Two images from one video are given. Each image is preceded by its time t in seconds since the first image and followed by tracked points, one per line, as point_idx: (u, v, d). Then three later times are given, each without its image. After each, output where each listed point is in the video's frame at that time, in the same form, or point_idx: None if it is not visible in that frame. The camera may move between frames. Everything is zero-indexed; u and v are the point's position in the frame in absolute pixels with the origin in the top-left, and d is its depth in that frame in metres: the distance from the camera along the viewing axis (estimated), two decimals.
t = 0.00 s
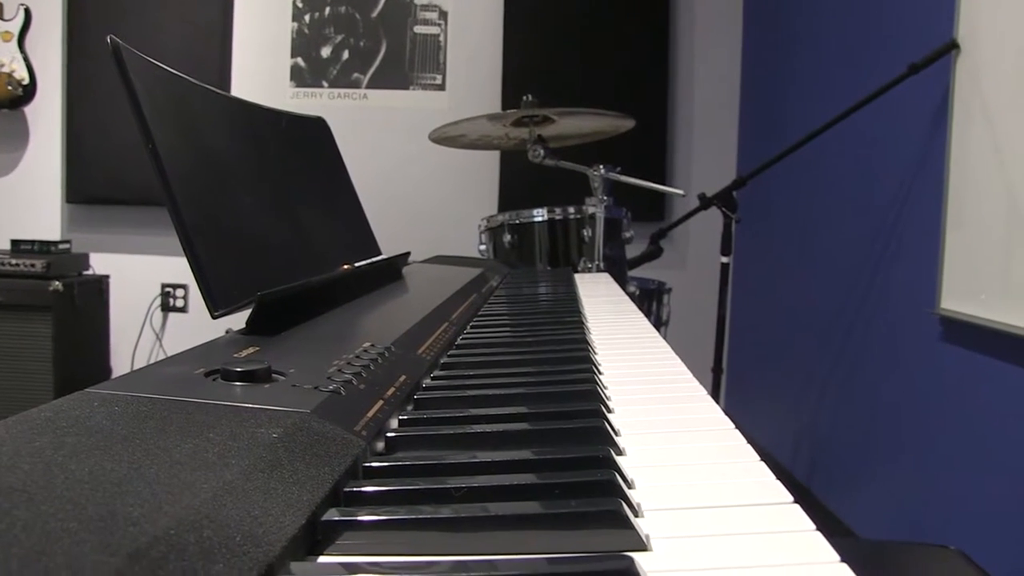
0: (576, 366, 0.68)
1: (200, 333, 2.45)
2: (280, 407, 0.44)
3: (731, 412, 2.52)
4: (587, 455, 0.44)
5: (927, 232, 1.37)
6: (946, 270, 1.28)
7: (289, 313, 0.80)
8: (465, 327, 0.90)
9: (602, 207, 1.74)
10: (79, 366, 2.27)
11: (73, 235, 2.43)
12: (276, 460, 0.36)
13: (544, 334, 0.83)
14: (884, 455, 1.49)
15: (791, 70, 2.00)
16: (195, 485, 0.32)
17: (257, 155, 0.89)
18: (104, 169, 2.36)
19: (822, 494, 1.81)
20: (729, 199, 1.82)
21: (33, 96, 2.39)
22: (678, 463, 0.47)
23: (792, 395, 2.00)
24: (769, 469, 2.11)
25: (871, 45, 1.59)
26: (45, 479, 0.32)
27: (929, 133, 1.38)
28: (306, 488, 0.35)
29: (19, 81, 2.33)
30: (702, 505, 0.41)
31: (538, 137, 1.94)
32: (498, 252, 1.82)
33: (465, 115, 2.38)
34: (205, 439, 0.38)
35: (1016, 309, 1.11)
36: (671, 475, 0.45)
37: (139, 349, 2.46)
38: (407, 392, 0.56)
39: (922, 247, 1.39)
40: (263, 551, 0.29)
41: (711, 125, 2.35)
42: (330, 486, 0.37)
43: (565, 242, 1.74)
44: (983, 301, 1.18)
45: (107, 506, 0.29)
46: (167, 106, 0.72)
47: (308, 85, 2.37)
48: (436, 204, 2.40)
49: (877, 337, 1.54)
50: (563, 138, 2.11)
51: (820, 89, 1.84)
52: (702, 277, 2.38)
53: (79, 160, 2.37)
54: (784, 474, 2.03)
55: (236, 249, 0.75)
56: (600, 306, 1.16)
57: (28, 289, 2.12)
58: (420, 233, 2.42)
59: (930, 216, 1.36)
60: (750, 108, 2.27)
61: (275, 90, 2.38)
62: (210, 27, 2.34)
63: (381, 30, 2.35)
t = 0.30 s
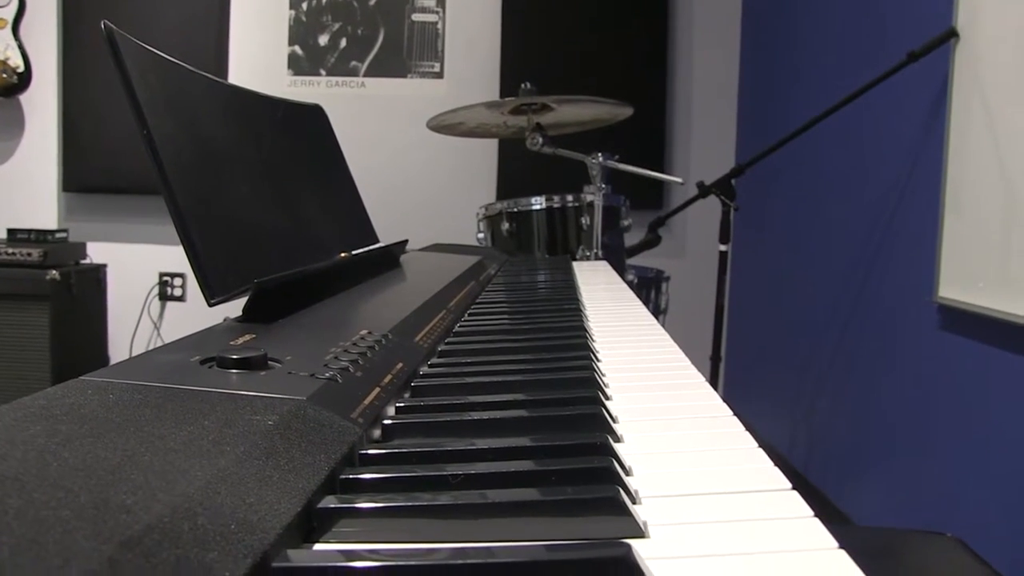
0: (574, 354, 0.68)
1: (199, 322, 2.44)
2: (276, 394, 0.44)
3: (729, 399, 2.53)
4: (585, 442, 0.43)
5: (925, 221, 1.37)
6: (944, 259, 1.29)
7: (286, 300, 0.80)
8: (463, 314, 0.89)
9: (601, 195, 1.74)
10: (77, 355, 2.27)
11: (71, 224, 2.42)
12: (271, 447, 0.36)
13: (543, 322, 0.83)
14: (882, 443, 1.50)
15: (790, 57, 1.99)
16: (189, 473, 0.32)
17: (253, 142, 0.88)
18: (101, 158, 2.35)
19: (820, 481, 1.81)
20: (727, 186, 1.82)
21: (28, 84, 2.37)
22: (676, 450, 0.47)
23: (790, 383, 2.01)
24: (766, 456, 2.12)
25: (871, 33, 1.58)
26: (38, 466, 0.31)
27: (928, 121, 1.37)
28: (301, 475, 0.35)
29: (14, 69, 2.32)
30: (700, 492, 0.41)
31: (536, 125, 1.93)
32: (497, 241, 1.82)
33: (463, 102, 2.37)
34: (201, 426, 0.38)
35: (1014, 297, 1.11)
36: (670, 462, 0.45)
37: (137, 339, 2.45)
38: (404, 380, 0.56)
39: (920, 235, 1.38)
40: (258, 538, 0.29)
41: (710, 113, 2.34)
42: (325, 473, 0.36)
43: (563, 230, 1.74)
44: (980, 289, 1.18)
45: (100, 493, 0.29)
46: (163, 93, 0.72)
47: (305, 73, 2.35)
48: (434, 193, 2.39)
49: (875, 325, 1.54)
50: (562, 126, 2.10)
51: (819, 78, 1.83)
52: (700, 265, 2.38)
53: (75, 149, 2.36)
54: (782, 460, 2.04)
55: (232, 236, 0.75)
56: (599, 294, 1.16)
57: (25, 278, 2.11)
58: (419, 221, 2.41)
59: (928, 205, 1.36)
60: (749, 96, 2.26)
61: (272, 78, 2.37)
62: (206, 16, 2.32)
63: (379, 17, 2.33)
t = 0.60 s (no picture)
0: (572, 341, 0.68)
1: (198, 312, 2.44)
2: (276, 381, 0.43)
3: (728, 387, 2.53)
4: (584, 429, 0.43)
5: (925, 211, 1.36)
6: (943, 248, 1.28)
7: (284, 289, 0.80)
8: (462, 302, 0.89)
9: (600, 183, 1.73)
10: (77, 344, 2.27)
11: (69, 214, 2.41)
12: (268, 435, 0.36)
13: (541, 309, 0.83)
14: (881, 431, 1.50)
15: (790, 45, 1.97)
16: (186, 461, 0.31)
17: (252, 130, 0.87)
18: (98, 148, 2.34)
19: (819, 469, 1.82)
20: (727, 174, 1.81)
21: (26, 73, 2.36)
22: (677, 438, 0.47)
23: (789, 371, 2.01)
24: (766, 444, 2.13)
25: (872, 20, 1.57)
26: (34, 455, 0.31)
27: (928, 109, 1.36)
28: (299, 464, 0.35)
29: (12, 58, 2.30)
30: (699, 480, 0.40)
31: (535, 114, 1.92)
32: (496, 229, 1.81)
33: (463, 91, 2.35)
34: (197, 414, 0.37)
35: (1014, 286, 1.11)
36: (670, 450, 0.45)
37: (137, 328, 2.45)
38: (403, 368, 0.56)
39: (920, 224, 1.38)
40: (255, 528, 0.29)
41: (711, 100, 2.33)
42: (322, 461, 0.36)
43: (563, 219, 1.73)
44: (981, 278, 1.18)
45: (96, 482, 0.29)
46: (160, 80, 0.71)
47: (304, 62, 2.34)
48: (433, 182, 2.39)
49: (876, 314, 1.53)
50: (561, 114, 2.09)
51: (819, 65, 1.82)
52: (700, 254, 2.38)
53: (73, 139, 2.34)
54: (780, 448, 2.04)
55: (230, 224, 0.75)
56: (599, 282, 1.15)
57: (24, 268, 2.11)
58: (418, 210, 2.40)
59: (928, 194, 1.35)
60: (750, 84, 2.25)
61: (270, 66, 2.35)
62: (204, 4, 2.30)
63: (378, 5, 2.31)
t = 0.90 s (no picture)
0: (572, 331, 0.67)
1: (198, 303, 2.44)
2: (274, 370, 0.43)
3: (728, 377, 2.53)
4: (584, 419, 0.43)
5: (926, 201, 1.36)
6: (943, 238, 1.28)
7: (282, 278, 0.79)
8: (461, 292, 0.89)
9: (600, 173, 1.72)
10: (77, 336, 2.27)
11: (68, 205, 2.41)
12: (267, 424, 0.36)
13: (541, 299, 0.83)
14: (881, 421, 1.50)
15: (790, 33, 1.96)
16: (183, 450, 0.31)
17: (250, 119, 0.87)
18: (97, 139, 2.33)
19: (818, 459, 1.82)
20: (727, 164, 1.80)
21: (24, 63, 2.35)
22: (677, 428, 0.46)
23: (789, 361, 2.01)
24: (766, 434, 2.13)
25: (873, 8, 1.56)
26: (31, 444, 0.31)
27: (929, 99, 1.36)
28: (296, 454, 0.35)
29: (8, 48, 2.29)
30: (700, 469, 0.40)
31: (535, 103, 1.91)
32: (495, 219, 1.80)
33: (462, 81, 2.34)
34: (194, 404, 0.37)
35: (1014, 276, 1.11)
36: (671, 439, 0.44)
37: (137, 319, 2.45)
38: (402, 357, 0.56)
39: (920, 214, 1.38)
40: (253, 516, 0.29)
41: (711, 90, 2.32)
42: (320, 450, 0.36)
43: (563, 209, 1.73)
44: (981, 268, 1.18)
45: (93, 471, 0.28)
46: (157, 68, 0.71)
47: (303, 52, 2.32)
48: (433, 172, 2.38)
49: (876, 304, 1.53)
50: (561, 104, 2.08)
51: (819, 55, 1.81)
52: (700, 244, 2.37)
53: (71, 130, 2.33)
54: (780, 439, 2.04)
55: (228, 213, 0.74)
56: (598, 272, 1.15)
57: (22, 259, 2.10)
58: (418, 201, 2.39)
59: (928, 184, 1.35)
60: (749, 73, 2.24)
61: (269, 56, 2.34)
62: None
63: None
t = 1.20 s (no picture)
0: (571, 322, 0.67)
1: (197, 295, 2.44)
2: (272, 361, 0.43)
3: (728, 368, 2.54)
4: (584, 409, 0.43)
5: (926, 193, 1.35)
6: (944, 230, 1.28)
7: (281, 270, 0.79)
8: (460, 283, 0.89)
9: (600, 164, 1.72)
10: (76, 328, 2.27)
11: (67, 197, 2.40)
12: (265, 414, 0.35)
13: (540, 290, 0.82)
14: (880, 413, 1.50)
15: (790, 24, 1.95)
16: (180, 441, 0.31)
17: (248, 110, 0.86)
18: (95, 131, 2.32)
19: (818, 450, 1.82)
20: (727, 156, 1.80)
21: (21, 55, 2.34)
22: (677, 418, 0.46)
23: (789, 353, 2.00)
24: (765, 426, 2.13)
25: None
26: (26, 435, 0.30)
27: (929, 91, 1.35)
28: (294, 445, 0.35)
29: (6, 40, 2.27)
30: (700, 459, 0.40)
31: (535, 95, 1.90)
32: (495, 211, 1.80)
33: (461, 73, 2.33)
34: (191, 394, 0.37)
35: (1014, 267, 1.11)
36: (671, 430, 0.44)
37: (135, 312, 2.45)
38: (401, 347, 0.55)
39: (920, 205, 1.37)
40: (250, 507, 0.29)
41: (711, 81, 2.31)
42: (319, 441, 0.36)
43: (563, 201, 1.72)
44: (981, 260, 1.18)
45: (89, 461, 0.28)
46: (154, 57, 0.70)
47: (302, 43, 2.31)
48: (432, 164, 2.37)
49: (876, 296, 1.53)
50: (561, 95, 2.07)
51: (820, 46, 1.80)
52: (700, 236, 2.37)
53: (69, 122, 2.32)
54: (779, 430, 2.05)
55: (226, 204, 0.74)
56: (598, 264, 1.15)
57: (21, 251, 2.10)
58: (417, 193, 2.39)
59: (928, 176, 1.35)
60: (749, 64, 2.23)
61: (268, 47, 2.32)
62: None
63: None
